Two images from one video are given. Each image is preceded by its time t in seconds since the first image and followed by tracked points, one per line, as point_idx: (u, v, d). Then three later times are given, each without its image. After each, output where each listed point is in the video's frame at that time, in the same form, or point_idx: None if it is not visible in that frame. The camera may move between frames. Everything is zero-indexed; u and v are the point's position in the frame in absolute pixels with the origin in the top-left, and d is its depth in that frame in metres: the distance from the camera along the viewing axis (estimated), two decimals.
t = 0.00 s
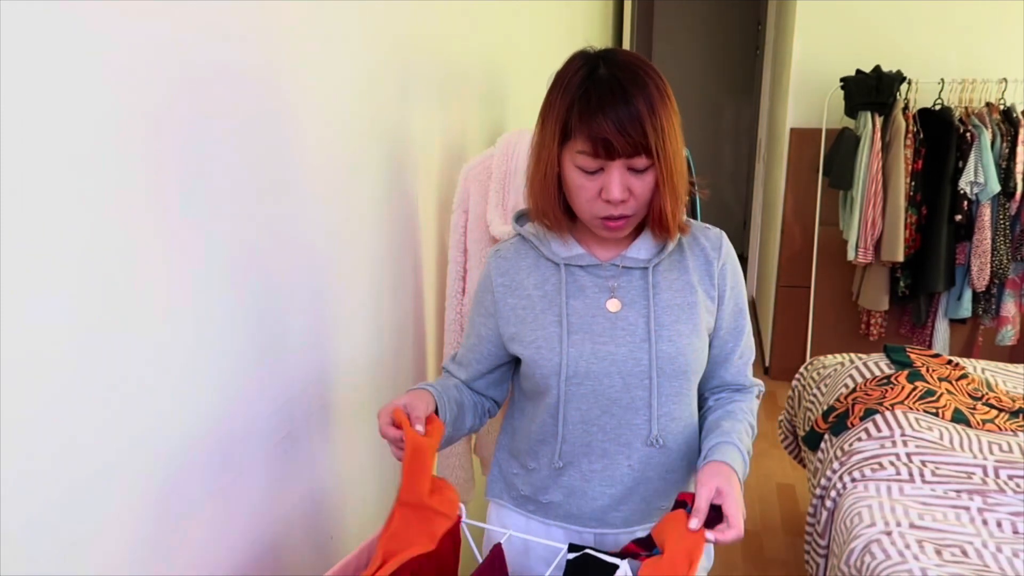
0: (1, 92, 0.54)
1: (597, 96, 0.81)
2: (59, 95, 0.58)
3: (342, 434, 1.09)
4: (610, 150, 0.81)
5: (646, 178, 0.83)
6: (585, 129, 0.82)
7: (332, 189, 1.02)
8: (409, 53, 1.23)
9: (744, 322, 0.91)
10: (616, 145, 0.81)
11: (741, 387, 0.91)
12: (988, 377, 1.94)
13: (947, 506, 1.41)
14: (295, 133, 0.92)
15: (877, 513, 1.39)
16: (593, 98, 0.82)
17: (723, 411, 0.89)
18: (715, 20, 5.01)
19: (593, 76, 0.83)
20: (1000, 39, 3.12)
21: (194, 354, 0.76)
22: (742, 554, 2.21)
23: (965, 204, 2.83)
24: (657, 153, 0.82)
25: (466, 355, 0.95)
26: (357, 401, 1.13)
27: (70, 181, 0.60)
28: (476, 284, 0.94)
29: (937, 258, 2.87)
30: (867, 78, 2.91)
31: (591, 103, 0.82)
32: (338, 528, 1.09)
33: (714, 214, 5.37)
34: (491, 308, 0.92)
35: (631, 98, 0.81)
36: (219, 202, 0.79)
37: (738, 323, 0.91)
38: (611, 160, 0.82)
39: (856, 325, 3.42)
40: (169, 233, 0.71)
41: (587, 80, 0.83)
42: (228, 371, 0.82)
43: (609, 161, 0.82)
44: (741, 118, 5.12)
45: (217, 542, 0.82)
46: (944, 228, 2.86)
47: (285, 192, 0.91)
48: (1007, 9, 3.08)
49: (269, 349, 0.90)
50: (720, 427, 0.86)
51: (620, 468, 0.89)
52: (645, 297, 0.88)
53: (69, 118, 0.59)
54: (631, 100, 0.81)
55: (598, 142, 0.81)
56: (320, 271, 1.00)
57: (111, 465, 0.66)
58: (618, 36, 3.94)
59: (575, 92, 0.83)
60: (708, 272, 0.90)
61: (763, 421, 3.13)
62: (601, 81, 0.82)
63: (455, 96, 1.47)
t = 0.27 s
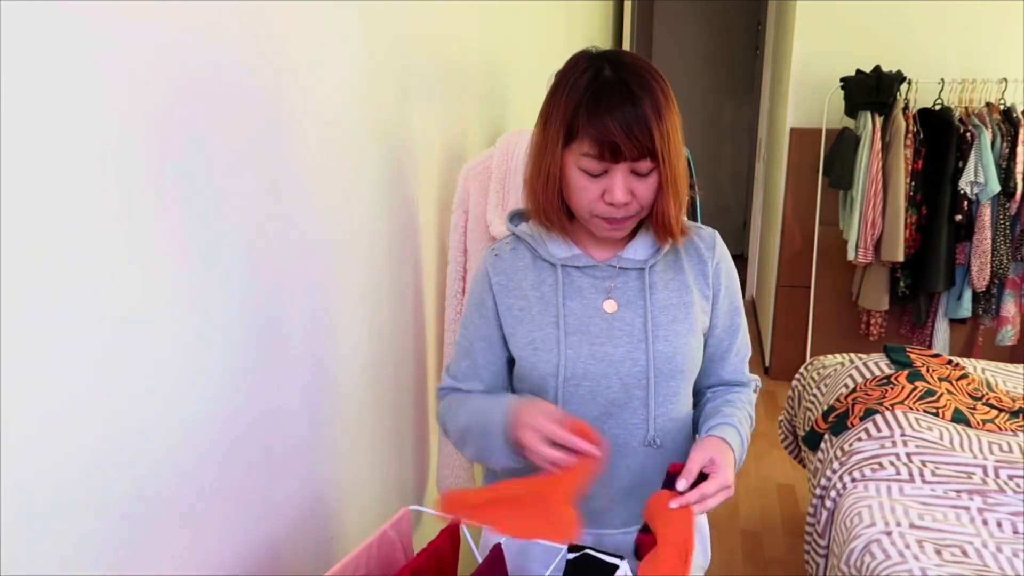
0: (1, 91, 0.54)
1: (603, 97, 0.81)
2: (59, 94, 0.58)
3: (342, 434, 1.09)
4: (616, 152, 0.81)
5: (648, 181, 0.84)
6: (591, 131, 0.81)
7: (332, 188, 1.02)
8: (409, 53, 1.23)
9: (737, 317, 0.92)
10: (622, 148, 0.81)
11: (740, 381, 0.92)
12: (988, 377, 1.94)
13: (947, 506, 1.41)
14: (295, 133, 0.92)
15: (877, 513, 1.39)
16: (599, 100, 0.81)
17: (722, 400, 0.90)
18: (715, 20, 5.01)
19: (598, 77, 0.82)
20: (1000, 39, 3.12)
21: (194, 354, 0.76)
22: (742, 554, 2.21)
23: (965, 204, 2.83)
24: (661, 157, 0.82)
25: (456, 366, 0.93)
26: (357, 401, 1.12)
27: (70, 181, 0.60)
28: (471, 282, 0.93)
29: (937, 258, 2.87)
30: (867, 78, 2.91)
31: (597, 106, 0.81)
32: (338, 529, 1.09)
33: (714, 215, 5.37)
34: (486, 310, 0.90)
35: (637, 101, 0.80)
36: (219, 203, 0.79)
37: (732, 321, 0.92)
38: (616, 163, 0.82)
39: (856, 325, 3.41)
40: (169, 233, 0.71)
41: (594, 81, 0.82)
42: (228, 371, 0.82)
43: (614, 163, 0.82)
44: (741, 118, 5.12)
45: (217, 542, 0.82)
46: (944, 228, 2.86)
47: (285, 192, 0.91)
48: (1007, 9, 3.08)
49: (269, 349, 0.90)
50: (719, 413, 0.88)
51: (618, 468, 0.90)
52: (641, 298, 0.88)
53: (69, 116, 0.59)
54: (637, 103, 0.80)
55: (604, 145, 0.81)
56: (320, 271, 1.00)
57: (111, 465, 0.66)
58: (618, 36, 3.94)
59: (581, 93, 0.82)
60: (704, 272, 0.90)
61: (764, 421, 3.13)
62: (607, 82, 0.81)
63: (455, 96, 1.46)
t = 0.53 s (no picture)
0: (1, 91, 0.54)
1: (616, 97, 0.80)
2: (59, 93, 0.58)
3: (342, 434, 1.09)
4: (629, 153, 0.81)
5: (655, 180, 0.84)
6: (604, 131, 0.80)
7: (332, 188, 1.02)
8: (409, 53, 1.22)
9: (723, 314, 0.98)
10: (636, 149, 0.81)
11: (725, 376, 0.98)
12: (988, 377, 1.94)
13: (947, 506, 1.41)
14: (294, 133, 0.92)
15: (877, 513, 1.39)
16: (612, 100, 0.80)
17: (706, 397, 0.95)
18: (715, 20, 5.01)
19: (609, 76, 0.81)
20: (1000, 39, 3.12)
21: (194, 355, 0.76)
22: (742, 554, 2.21)
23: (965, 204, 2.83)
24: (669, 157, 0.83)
25: (456, 378, 0.90)
26: (357, 401, 1.12)
27: (70, 180, 0.60)
28: (466, 289, 0.90)
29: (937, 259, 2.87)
30: (867, 78, 2.91)
31: (609, 106, 0.80)
32: (338, 528, 1.09)
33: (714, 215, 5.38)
34: (487, 318, 0.88)
35: (649, 101, 0.81)
36: (219, 203, 0.79)
37: (719, 318, 0.97)
38: (629, 163, 0.82)
39: (856, 325, 3.42)
40: (169, 233, 0.71)
41: (602, 82, 0.81)
42: (228, 371, 0.82)
43: (626, 164, 0.82)
44: (741, 118, 5.13)
45: (217, 542, 0.81)
46: (944, 228, 2.86)
47: (285, 193, 0.91)
48: (1007, 9, 3.08)
49: (269, 349, 0.90)
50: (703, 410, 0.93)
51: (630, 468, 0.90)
52: (643, 298, 0.89)
53: (69, 116, 0.59)
54: (644, 107, 0.80)
55: (618, 145, 0.81)
56: (320, 271, 1.00)
57: (111, 466, 0.66)
58: (618, 36, 3.94)
59: (592, 92, 0.81)
60: (695, 269, 0.94)
61: (763, 421, 3.13)
62: (618, 81, 0.81)
63: (455, 96, 1.46)
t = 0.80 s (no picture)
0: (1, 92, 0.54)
1: (635, 95, 0.81)
2: (59, 94, 0.59)
3: (342, 434, 1.09)
4: (650, 151, 0.82)
5: (665, 177, 0.86)
6: (626, 129, 0.81)
7: (333, 189, 1.02)
8: (409, 54, 1.23)
9: (716, 311, 1.00)
10: (656, 147, 0.82)
11: (718, 372, 1.00)
12: (988, 377, 1.94)
13: (947, 506, 1.41)
14: (294, 135, 0.92)
15: (877, 513, 1.39)
16: (630, 99, 0.81)
17: (699, 395, 0.97)
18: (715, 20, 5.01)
19: (623, 74, 0.81)
20: (1000, 39, 3.12)
21: (194, 355, 0.76)
22: (742, 554, 2.21)
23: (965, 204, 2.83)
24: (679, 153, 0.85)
25: (451, 387, 0.90)
26: (357, 401, 1.13)
27: (70, 181, 0.60)
28: (460, 296, 0.89)
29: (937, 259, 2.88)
30: (867, 79, 2.91)
31: (628, 105, 0.80)
32: (338, 528, 1.09)
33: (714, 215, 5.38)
34: (485, 326, 0.87)
35: (664, 99, 0.82)
36: (219, 204, 0.79)
37: (712, 314, 0.99)
38: (648, 161, 0.82)
39: (856, 325, 3.42)
40: (169, 234, 0.71)
41: (612, 82, 0.81)
42: (228, 372, 0.82)
43: (645, 162, 0.82)
44: (741, 118, 5.13)
45: (217, 542, 0.82)
46: (944, 228, 2.86)
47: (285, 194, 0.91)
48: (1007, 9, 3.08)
49: (269, 350, 0.90)
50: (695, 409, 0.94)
51: (633, 469, 0.91)
52: (640, 298, 0.90)
53: (68, 116, 0.60)
54: (656, 101, 0.81)
55: (639, 144, 0.81)
56: (320, 272, 1.00)
57: (111, 466, 0.66)
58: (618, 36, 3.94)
59: (610, 91, 0.81)
60: (687, 265, 0.96)
61: (764, 421, 3.13)
62: (633, 80, 0.81)
63: (455, 97, 1.47)
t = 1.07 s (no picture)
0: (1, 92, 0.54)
1: (660, 92, 0.82)
2: (58, 94, 0.58)
3: (342, 434, 1.09)
4: (673, 146, 0.84)
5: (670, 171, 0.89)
6: (657, 124, 0.82)
7: (332, 189, 1.02)
8: (409, 53, 1.22)
9: (711, 307, 1.01)
10: (679, 141, 0.84)
11: (713, 369, 1.01)
12: (988, 377, 1.94)
13: (947, 506, 1.41)
14: (294, 135, 0.92)
15: (877, 513, 1.39)
16: (656, 95, 0.82)
17: (695, 395, 0.98)
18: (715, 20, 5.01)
19: (644, 71, 0.82)
20: (1001, 38, 3.11)
21: (194, 355, 0.76)
22: (742, 554, 2.21)
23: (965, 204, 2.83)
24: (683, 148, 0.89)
25: (447, 392, 0.89)
26: (357, 401, 1.12)
27: (69, 181, 0.60)
28: (454, 301, 0.88)
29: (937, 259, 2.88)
30: (867, 78, 2.91)
31: (655, 101, 0.82)
32: (338, 528, 1.09)
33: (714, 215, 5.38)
34: (480, 331, 0.87)
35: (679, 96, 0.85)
36: (219, 204, 0.79)
37: (706, 310, 1.00)
38: (670, 156, 0.85)
39: (856, 325, 3.42)
40: (168, 234, 0.71)
41: (638, 79, 0.82)
42: (228, 372, 0.82)
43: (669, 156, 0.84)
44: (741, 118, 5.13)
45: (217, 542, 0.82)
46: (944, 228, 2.86)
47: (285, 194, 0.91)
48: (1007, 9, 3.08)
49: (268, 350, 0.90)
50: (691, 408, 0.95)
51: (632, 469, 0.90)
52: (635, 296, 0.90)
53: (68, 115, 0.59)
54: (662, 102, 0.82)
55: (668, 139, 0.83)
56: (320, 272, 1.00)
57: (111, 467, 0.66)
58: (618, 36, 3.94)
59: (639, 88, 0.81)
60: (680, 261, 0.97)
61: (764, 421, 3.13)
62: (654, 77, 0.83)
63: (456, 96, 1.46)
